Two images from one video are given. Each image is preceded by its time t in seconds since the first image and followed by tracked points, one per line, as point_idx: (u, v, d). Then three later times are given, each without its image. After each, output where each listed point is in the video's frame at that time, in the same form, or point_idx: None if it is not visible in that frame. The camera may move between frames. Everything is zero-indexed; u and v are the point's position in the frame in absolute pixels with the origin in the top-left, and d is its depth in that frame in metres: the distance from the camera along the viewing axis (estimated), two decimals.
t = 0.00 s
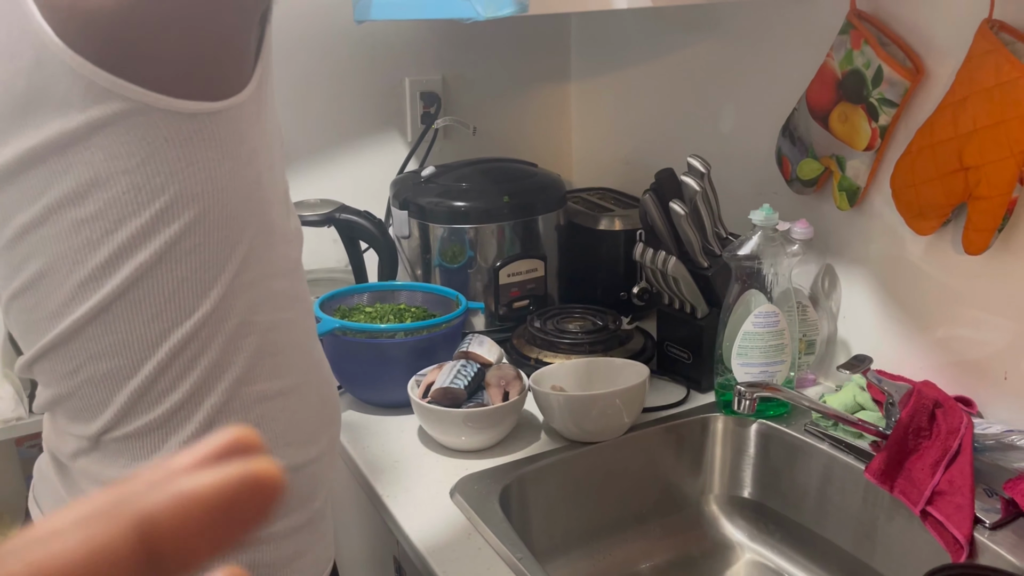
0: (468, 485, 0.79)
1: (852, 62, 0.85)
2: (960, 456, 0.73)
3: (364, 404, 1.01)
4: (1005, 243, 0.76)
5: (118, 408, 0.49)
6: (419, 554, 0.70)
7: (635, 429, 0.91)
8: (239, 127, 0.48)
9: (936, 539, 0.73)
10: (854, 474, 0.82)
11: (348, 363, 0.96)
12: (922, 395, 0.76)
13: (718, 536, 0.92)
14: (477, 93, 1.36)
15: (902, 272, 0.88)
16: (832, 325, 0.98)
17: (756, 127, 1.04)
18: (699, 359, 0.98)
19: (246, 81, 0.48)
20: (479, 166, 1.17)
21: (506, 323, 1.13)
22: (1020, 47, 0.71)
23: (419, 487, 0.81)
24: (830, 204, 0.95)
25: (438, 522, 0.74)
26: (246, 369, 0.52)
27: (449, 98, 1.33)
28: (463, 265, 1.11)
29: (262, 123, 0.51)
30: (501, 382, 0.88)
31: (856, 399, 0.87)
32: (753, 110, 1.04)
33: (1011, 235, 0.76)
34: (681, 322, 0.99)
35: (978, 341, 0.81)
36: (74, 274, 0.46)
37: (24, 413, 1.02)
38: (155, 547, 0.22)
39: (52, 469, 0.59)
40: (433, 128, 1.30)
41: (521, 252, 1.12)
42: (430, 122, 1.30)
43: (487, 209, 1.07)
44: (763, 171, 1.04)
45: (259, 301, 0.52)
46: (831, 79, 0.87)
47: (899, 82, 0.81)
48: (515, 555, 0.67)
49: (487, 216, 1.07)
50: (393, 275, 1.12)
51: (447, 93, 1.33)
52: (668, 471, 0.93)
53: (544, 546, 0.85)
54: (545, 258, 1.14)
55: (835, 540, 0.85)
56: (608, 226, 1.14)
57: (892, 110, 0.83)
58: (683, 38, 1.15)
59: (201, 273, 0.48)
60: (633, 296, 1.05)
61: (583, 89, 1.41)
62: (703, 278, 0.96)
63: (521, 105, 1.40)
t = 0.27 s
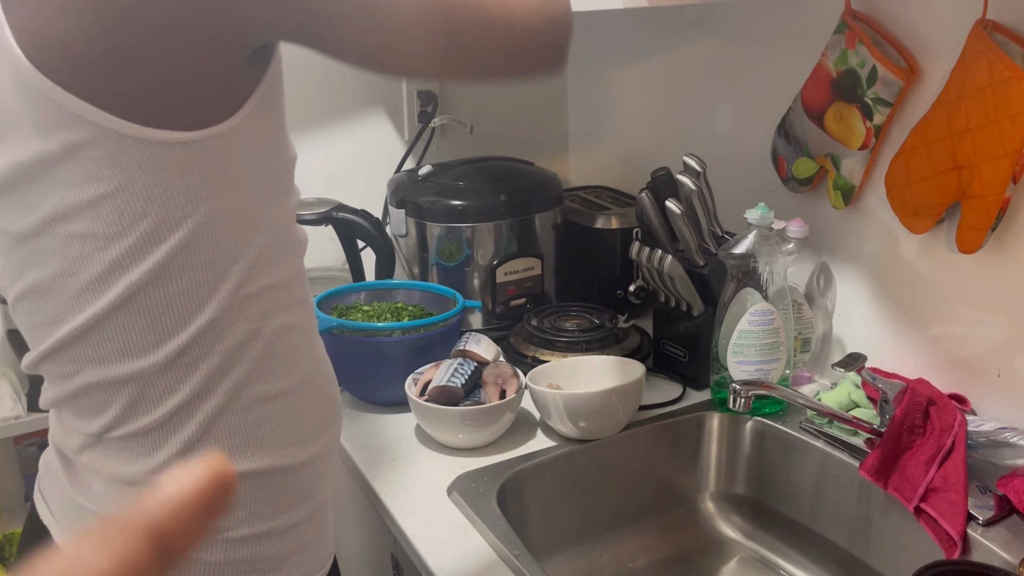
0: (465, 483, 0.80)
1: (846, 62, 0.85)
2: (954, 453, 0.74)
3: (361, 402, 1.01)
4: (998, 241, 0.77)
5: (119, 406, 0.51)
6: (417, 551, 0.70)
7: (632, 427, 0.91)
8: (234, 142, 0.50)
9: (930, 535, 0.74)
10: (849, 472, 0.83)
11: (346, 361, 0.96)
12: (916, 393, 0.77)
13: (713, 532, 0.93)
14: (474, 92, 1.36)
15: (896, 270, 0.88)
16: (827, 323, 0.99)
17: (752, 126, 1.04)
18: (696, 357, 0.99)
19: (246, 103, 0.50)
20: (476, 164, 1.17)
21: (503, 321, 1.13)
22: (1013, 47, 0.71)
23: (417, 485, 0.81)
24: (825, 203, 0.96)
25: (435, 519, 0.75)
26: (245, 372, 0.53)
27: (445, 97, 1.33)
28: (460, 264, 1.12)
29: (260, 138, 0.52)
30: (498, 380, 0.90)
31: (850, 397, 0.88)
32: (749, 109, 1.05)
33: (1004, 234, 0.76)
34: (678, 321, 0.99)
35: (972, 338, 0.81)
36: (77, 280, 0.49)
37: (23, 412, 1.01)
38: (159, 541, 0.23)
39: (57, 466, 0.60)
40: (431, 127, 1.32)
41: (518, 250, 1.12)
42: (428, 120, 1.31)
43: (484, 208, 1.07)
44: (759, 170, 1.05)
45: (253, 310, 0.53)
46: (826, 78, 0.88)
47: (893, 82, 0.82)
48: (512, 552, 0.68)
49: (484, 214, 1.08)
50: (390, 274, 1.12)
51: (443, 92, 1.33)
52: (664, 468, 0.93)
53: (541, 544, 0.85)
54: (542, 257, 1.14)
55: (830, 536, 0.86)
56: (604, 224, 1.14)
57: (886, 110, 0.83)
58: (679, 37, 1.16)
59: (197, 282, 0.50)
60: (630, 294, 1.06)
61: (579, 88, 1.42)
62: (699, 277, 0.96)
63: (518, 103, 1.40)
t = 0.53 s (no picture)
0: (462, 481, 0.80)
1: (843, 58, 0.85)
2: (951, 450, 0.74)
3: (358, 401, 1.01)
4: (995, 237, 0.77)
5: (129, 399, 0.51)
6: (414, 550, 0.70)
7: (629, 424, 0.91)
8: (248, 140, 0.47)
9: (927, 532, 0.74)
10: (846, 468, 0.83)
11: (342, 359, 0.96)
12: (914, 389, 0.78)
13: (711, 530, 0.93)
14: (471, 89, 1.35)
15: (893, 267, 0.88)
16: (824, 320, 0.98)
17: (749, 122, 1.04)
18: (693, 354, 0.99)
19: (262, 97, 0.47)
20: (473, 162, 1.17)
21: (500, 319, 1.13)
22: (1010, 44, 0.71)
23: (414, 483, 0.81)
24: (822, 200, 0.96)
25: (432, 517, 0.74)
26: (253, 373, 0.52)
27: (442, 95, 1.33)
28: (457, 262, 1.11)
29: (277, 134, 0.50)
30: (494, 378, 0.89)
31: (847, 393, 0.88)
32: (746, 106, 1.04)
33: (1001, 230, 0.76)
34: (675, 318, 0.99)
35: (969, 335, 0.81)
36: (82, 279, 0.47)
37: (18, 411, 1.01)
38: None
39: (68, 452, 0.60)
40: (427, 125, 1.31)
41: (515, 248, 1.12)
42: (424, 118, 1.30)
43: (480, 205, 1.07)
44: (756, 167, 1.05)
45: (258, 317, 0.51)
46: (822, 75, 0.87)
47: (890, 78, 0.81)
48: (509, 550, 0.67)
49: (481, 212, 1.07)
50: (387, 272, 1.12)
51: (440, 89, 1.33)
52: (662, 466, 0.93)
53: (538, 542, 0.85)
54: (539, 254, 1.14)
55: (827, 534, 0.86)
56: (601, 222, 1.14)
57: (883, 106, 0.83)
58: (676, 34, 1.16)
59: (204, 283, 0.48)
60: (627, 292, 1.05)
61: (575, 85, 1.42)
62: (696, 274, 0.96)
63: (514, 101, 1.40)
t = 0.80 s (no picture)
0: (460, 481, 0.80)
1: (840, 57, 0.85)
2: (948, 448, 0.74)
3: (357, 401, 1.01)
4: (993, 236, 0.77)
5: (120, 398, 0.50)
6: (412, 550, 0.70)
7: (627, 423, 0.91)
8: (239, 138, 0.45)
9: (925, 531, 0.74)
10: (844, 468, 0.83)
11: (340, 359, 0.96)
12: (911, 388, 0.78)
13: (709, 529, 0.93)
14: (469, 89, 1.35)
15: (891, 266, 0.88)
16: (822, 319, 0.98)
17: (747, 121, 1.04)
18: (691, 353, 0.99)
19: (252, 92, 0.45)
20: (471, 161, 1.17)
21: (498, 319, 1.13)
22: (1007, 42, 0.71)
23: (412, 483, 0.81)
24: (820, 199, 0.96)
25: (430, 517, 0.74)
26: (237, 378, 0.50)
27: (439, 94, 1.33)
28: (455, 261, 1.11)
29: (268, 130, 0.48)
30: (493, 378, 0.89)
31: (846, 392, 0.88)
32: (744, 105, 1.04)
33: (999, 229, 0.76)
34: (673, 317, 0.99)
35: (967, 334, 0.81)
36: (63, 280, 0.46)
37: (15, 412, 1.00)
38: None
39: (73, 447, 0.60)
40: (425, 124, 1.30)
41: (513, 247, 1.12)
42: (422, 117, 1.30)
43: (478, 205, 1.07)
44: (754, 166, 1.04)
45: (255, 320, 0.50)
46: (820, 73, 0.87)
47: (887, 77, 0.81)
48: (507, 550, 0.67)
49: (478, 212, 1.07)
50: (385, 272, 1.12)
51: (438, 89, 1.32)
52: (660, 465, 0.93)
53: (536, 542, 0.85)
54: (537, 254, 1.14)
55: (825, 533, 0.86)
56: (599, 221, 1.14)
57: (880, 105, 0.83)
58: (674, 33, 1.15)
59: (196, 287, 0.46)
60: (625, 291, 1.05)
61: (573, 84, 1.41)
62: (694, 273, 0.95)
63: (512, 100, 1.40)
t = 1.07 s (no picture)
0: (461, 482, 0.80)
1: (840, 57, 0.85)
2: (949, 448, 0.74)
3: (357, 403, 1.01)
4: (992, 236, 0.77)
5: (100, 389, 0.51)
6: (414, 551, 0.70)
7: (628, 424, 0.91)
8: (228, 134, 0.47)
9: (926, 531, 0.74)
10: (844, 468, 0.83)
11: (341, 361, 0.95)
12: (912, 388, 0.78)
13: (710, 530, 0.93)
14: (468, 90, 1.35)
15: (891, 266, 0.88)
16: (822, 319, 0.99)
17: (747, 122, 1.04)
18: (691, 354, 0.99)
19: (242, 89, 0.46)
20: (471, 162, 1.17)
21: (498, 320, 1.13)
22: (1006, 43, 0.71)
23: (413, 484, 0.81)
24: (819, 199, 0.96)
25: (432, 518, 0.74)
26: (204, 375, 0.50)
27: (439, 95, 1.33)
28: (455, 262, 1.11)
29: (261, 128, 0.49)
30: (493, 379, 0.89)
31: (846, 392, 0.88)
32: (743, 105, 1.04)
33: (998, 229, 0.76)
34: (673, 318, 0.99)
35: (967, 334, 0.81)
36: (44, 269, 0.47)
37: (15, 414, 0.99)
38: None
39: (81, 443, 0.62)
40: (425, 126, 1.30)
41: (513, 248, 1.12)
42: (422, 119, 1.30)
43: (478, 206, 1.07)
44: (753, 166, 1.05)
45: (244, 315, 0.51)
46: (819, 74, 0.88)
47: (887, 77, 0.82)
48: (507, 550, 0.67)
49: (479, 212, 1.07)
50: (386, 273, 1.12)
51: (438, 90, 1.32)
52: (661, 466, 0.93)
53: (537, 542, 0.85)
54: (537, 255, 1.14)
55: (826, 533, 0.86)
56: (599, 222, 1.14)
57: (880, 105, 0.83)
58: (673, 34, 1.16)
59: (190, 282, 0.47)
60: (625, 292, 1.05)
61: (573, 85, 1.42)
62: (694, 274, 0.96)
63: (512, 101, 1.40)
